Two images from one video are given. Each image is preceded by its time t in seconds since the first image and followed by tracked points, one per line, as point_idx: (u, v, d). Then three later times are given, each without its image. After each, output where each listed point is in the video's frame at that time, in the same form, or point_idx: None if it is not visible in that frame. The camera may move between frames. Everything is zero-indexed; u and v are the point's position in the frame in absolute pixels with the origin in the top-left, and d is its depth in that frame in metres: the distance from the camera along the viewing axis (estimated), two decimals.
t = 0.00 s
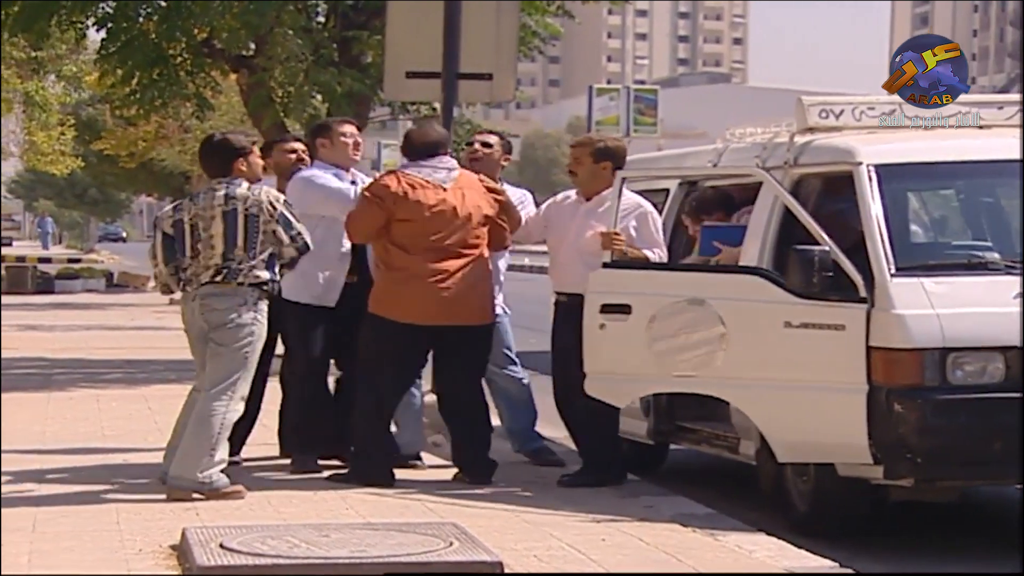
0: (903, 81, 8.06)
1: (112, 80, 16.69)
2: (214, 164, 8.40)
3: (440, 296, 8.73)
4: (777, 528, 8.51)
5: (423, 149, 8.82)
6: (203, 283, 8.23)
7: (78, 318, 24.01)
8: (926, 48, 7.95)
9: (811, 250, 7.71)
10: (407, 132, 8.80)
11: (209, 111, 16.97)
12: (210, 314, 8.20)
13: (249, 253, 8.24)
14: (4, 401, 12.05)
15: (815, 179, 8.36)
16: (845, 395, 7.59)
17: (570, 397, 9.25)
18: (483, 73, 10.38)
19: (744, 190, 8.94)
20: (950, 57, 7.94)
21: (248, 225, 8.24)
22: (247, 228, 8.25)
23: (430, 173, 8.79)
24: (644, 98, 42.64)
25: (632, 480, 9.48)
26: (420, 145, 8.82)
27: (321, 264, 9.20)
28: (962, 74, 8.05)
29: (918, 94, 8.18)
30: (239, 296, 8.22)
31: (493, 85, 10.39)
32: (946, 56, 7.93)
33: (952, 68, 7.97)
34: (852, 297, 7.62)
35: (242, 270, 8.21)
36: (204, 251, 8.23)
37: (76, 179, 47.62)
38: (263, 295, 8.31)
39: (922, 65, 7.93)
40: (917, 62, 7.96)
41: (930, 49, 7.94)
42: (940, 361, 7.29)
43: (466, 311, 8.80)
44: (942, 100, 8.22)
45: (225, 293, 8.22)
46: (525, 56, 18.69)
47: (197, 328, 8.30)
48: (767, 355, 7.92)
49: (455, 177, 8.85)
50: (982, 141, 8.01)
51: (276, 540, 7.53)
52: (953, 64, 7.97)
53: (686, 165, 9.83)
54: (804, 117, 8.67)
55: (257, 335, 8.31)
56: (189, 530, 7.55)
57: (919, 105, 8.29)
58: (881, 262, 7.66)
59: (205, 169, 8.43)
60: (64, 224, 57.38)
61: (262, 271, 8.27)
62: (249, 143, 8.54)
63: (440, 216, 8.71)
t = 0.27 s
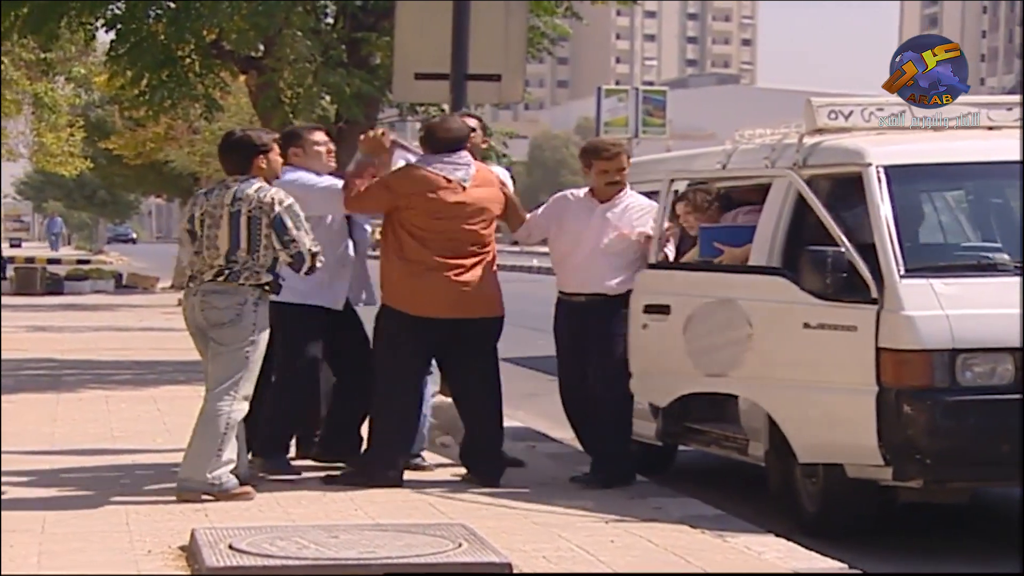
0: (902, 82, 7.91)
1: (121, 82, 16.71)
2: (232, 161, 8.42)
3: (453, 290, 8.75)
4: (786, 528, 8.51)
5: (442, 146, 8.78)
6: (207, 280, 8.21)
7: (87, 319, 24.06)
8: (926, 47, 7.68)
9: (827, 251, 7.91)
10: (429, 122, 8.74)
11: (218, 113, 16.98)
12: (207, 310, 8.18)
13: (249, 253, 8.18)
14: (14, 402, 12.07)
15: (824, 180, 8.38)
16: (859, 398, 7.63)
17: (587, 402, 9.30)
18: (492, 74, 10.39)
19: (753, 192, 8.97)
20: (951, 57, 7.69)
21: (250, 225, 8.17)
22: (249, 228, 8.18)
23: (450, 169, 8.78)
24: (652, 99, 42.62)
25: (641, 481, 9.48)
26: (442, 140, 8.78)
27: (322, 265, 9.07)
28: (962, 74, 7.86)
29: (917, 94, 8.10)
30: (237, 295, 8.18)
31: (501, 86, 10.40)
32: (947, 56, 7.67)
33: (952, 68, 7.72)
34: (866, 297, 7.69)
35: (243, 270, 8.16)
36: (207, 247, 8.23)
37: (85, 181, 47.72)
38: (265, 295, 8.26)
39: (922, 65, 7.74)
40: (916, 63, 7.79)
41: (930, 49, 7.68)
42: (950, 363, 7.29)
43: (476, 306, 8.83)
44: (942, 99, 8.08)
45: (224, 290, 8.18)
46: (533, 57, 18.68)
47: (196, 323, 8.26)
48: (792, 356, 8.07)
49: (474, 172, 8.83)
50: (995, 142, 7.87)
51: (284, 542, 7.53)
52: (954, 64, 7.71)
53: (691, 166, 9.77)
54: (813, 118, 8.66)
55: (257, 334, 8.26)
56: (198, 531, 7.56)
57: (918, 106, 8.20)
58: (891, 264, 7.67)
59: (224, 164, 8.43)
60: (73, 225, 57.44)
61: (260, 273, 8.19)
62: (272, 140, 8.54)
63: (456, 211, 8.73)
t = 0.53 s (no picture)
0: (902, 82, 8.42)
1: (129, 83, 16.73)
2: (234, 156, 8.20)
3: (437, 297, 8.70)
4: (794, 530, 8.50)
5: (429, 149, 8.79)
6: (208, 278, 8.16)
7: (96, 319, 24.11)
8: (927, 48, 8.29)
9: (842, 251, 7.89)
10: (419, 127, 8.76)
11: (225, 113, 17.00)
12: (216, 311, 8.12)
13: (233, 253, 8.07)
14: (21, 402, 12.09)
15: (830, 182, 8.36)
16: (864, 398, 7.63)
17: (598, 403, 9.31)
18: (500, 75, 10.42)
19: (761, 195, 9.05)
20: (949, 57, 8.25)
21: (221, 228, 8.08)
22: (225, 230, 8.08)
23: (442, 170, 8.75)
24: (660, 99, 42.60)
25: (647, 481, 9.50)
26: (432, 143, 8.79)
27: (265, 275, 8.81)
28: (961, 74, 8.39)
29: (918, 94, 8.52)
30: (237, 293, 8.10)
31: (509, 87, 10.46)
32: (946, 56, 8.24)
33: (952, 69, 8.34)
34: (877, 299, 7.67)
35: (228, 268, 8.05)
36: (209, 250, 8.22)
37: (92, 181, 47.79)
38: (266, 290, 8.12)
39: (922, 65, 8.30)
40: (915, 63, 8.35)
41: (930, 49, 8.28)
42: (957, 363, 7.26)
43: (459, 314, 8.76)
44: (941, 100, 8.52)
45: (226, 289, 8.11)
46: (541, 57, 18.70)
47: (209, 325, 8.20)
48: (809, 356, 8.08)
49: (468, 177, 8.82)
50: (999, 143, 7.96)
51: (293, 542, 7.53)
52: (953, 64, 8.27)
53: (703, 167, 9.83)
54: (820, 119, 8.65)
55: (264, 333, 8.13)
56: (206, 532, 7.56)
57: (919, 106, 8.55)
58: (899, 265, 7.64)
59: (226, 161, 8.23)
60: (81, 225, 57.50)
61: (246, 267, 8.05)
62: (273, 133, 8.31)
63: (444, 215, 8.68)
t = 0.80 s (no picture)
0: (902, 82, 8.61)
1: (137, 83, 16.76)
2: (250, 159, 8.18)
3: (418, 281, 8.69)
4: (802, 531, 8.50)
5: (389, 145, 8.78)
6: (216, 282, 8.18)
7: (103, 320, 24.15)
8: (926, 49, 8.53)
9: (861, 251, 7.75)
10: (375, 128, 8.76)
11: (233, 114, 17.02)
12: (218, 311, 8.14)
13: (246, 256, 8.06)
14: (30, 403, 12.11)
15: (839, 182, 8.36)
16: (875, 398, 7.60)
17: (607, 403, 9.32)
18: (508, 76, 10.38)
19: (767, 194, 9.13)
20: (949, 57, 8.57)
21: (252, 229, 8.01)
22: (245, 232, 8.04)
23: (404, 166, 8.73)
24: (667, 100, 42.59)
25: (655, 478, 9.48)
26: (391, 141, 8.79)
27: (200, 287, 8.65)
28: (960, 75, 8.60)
29: (919, 94, 8.60)
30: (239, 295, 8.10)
31: (517, 88, 10.38)
32: (946, 56, 8.54)
33: (952, 68, 8.57)
34: (889, 299, 7.63)
35: (233, 275, 8.10)
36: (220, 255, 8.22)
37: (100, 182, 47.88)
38: (270, 294, 8.11)
39: (922, 65, 8.51)
40: (916, 62, 8.53)
41: (930, 49, 8.53)
42: (965, 365, 7.25)
43: (444, 298, 8.74)
44: (942, 101, 8.62)
45: (229, 291, 8.12)
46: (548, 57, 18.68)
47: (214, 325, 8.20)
48: (837, 355, 7.95)
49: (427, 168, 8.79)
50: (1005, 144, 7.98)
51: (300, 543, 7.53)
52: (953, 64, 8.57)
53: (712, 167, 9.83)
54: (828, 119, 8.65)
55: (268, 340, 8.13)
56: (214, 532, 7.56)
57: (920, 107, 8.58)
58: (907, 265, 7.63)
59: (244, 164, 8.21)
60: (89, 225, 57.61)
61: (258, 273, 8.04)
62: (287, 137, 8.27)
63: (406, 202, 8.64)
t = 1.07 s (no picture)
0: (903, 82, 8.68)
1: (143, 84, 16.77)
2: (270, 161, 8.26)
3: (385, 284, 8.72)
4: (808, 532, 8.48)
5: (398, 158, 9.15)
6: (247, 283, 8.14)
7: (111, 320, 24.18)
8: (927, 50, 8.66)
9: (868, 251, 7.74)
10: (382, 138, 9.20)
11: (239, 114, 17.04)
12: (251, 313, 8.13)
13: (292, 254, 8.14)
14: (36, 403, 12.12)
15: (846, 183, 8.36)
16: (882, 399, 7.58)
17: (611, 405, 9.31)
18: (514, 77, 10.40)
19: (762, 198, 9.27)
20: (950, 57, 8.64)
21: (303, 225, 8.10)
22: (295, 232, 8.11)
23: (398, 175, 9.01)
24: (674, 100, 42.58)
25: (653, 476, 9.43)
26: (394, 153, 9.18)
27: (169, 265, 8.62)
28: (961, 77, 8.67)
29: (919, 93, 8.64)
30: (279, 296, 8.14)
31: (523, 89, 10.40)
32: (947, 56, 8.64)
33: (952, 68, 8.62)
34: (897, 299, 7.62)
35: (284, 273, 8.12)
36: (245, 254, 8.18)
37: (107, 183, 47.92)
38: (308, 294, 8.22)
39: (922, 65, 8.62)
40: (916, 62, 8.65)
41: (930, 50, 8.65)
42: (972, 365, 7.24)
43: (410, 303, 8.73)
44: (942, 100, 8.66)
45: (265, 293, 8.13)
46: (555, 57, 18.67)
47: (235, 331, 8.22)
48: (843, 356, 7.94)
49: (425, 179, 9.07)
50: (1010, 144, 8.03)
51: (307, 543, 7.53)
52: (954, 64, 8.65)
53: (718, 168, 9.83)
54: (835, 119, 8.61)
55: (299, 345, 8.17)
56: (220, 532, 7.56)
57: (920, 109, 8.60)
58: (913, 265, 7.63)
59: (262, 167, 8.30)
60: (96, 226, 57.66)
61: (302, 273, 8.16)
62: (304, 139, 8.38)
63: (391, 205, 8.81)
